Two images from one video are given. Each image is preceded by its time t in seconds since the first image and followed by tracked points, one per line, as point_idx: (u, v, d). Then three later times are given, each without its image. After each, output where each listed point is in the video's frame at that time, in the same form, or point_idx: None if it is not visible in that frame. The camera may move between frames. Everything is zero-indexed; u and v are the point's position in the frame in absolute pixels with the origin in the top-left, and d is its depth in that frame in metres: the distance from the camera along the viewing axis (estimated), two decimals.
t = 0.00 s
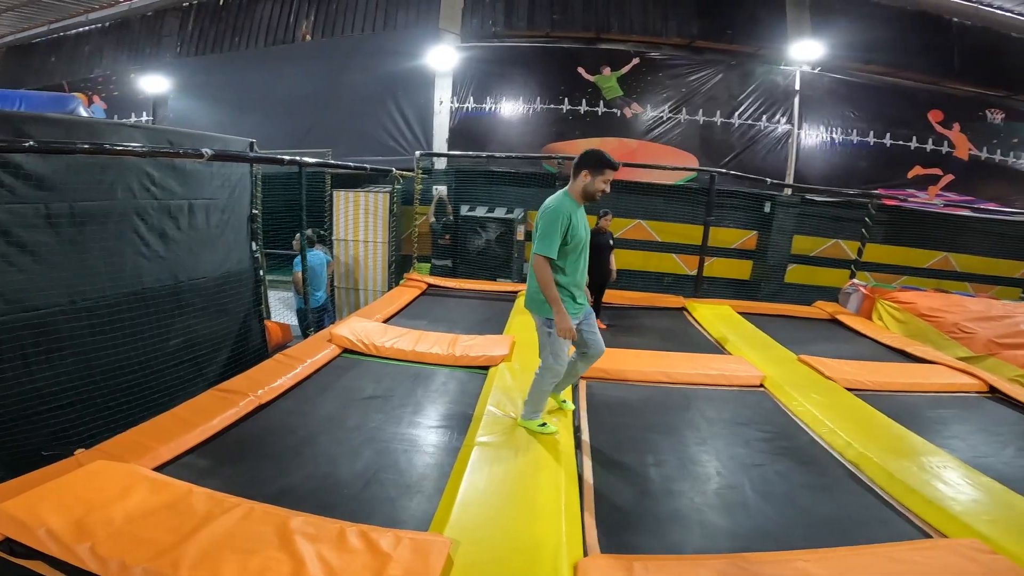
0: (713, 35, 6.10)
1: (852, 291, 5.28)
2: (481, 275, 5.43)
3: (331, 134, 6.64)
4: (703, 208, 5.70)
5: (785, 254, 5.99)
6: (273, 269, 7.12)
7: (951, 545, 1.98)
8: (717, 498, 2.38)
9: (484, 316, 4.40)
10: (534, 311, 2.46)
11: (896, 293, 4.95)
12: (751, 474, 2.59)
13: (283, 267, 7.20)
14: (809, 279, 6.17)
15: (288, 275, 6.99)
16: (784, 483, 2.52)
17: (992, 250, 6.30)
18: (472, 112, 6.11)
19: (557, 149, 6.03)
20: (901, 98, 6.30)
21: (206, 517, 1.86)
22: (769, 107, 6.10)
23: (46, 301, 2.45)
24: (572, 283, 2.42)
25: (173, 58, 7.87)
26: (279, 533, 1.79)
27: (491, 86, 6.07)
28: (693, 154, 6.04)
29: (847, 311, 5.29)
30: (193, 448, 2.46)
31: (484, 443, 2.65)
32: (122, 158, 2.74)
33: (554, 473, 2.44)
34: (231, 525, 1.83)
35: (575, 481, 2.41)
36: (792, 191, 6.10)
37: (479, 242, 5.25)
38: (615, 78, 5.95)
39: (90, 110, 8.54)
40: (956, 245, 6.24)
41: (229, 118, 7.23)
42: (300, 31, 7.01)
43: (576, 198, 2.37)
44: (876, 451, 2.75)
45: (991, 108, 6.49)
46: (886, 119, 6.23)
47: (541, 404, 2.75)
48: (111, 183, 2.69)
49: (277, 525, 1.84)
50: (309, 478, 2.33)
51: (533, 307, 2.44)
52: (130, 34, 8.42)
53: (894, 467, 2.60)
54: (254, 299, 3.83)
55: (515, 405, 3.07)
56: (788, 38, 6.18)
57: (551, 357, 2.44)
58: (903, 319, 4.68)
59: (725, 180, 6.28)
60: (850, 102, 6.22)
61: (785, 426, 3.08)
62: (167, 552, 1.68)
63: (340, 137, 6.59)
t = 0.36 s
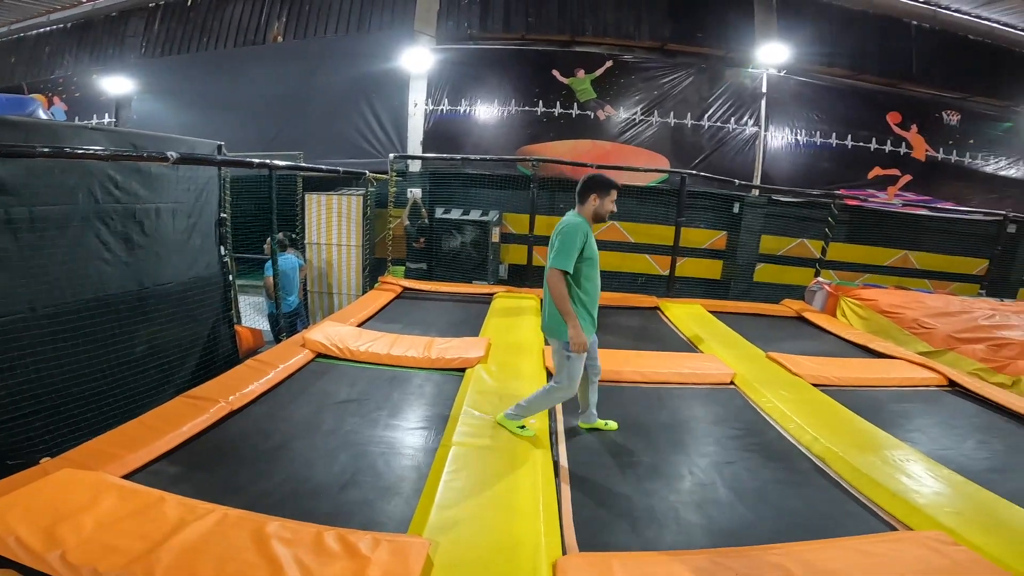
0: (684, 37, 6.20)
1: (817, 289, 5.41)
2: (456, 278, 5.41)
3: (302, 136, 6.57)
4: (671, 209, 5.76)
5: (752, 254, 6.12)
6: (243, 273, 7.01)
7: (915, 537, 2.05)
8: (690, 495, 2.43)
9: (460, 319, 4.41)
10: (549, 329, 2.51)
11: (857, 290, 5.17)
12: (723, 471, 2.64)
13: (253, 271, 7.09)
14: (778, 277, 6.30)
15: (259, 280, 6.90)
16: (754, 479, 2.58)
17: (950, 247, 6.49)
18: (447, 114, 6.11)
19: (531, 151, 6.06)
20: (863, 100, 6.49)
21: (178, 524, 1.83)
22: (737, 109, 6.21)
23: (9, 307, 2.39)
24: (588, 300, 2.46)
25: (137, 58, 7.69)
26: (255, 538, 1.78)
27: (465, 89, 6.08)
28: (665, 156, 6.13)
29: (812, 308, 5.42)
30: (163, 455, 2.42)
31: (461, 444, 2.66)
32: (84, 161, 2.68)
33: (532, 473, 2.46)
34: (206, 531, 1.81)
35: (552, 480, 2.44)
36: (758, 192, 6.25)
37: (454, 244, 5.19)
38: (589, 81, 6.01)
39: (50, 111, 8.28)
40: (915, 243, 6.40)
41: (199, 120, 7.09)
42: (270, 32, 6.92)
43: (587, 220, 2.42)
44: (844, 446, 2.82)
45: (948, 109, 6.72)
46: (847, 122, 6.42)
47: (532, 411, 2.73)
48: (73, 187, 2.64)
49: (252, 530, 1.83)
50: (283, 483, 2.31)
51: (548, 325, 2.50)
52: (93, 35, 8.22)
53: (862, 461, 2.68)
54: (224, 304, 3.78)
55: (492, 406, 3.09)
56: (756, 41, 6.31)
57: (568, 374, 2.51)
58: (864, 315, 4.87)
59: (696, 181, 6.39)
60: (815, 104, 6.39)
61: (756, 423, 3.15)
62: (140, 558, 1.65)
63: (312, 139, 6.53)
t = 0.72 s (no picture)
0: (652, 39, 6.28)
1: (780, 285, 5.56)
2: (426, 280, 5.33)
3: (268, 138, 6.46)
4: (643, 208, 5.96)
5: (719, 252, 6.26)
6: (207, 278, 6.85)
7: (879, 527, 2.11)
8: (662, 493, 2.46)
9: (432, 321, 4.40)
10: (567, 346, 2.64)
11: (817, 286, 5.36)
12: (694, 469, 2.68)
13: (218, 276, 6.94)
14: (743, 275, 6.51)
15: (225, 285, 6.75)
16: (724, 475, 2.62)
17: (902, 244, 6.82)
18: (417, 115, 6.08)
19: (502, 152, 6.08)
20: (818, 101, 6.71)
21: (144, 533, 1.78)
22: (702, 110, 6.35)
23: None
24: (604, 318, 2.47)
25: (93, 59, 7.45)
26: (226, 546, 1.74)
27: (436, 90, 6.07)
28: (633, 156, 6.21)
29: (776, 304, 5.57)
30: (126, 463, 2.35)
31: (435, 447, 2.64)
32: (35, 163, 2.58)
33: (506, 473, 2.46)
34: (175, 538, 1.76)
35: (526, 478, 2.45)
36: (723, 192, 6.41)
37: (425, 244, 5.15)
38: (559, 82, 6.05)
39: None
40: (871, 240, 6.70)
41: (159, 120, 6.88)
42: (234, 32, 6.79)
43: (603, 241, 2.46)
44: (810, 439, 2.90)
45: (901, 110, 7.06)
46: (805, 122, 6.66)
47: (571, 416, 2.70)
48: (25, 189, 2.54)
49: (222, 537, 1.79)
50: (254, 489, 2.27)
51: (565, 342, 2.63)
52: (47, 35, 7.93)
53: (828, 454, 2.75)
54: (185, 308, 3.69)
55: (466, 408, 3.08)
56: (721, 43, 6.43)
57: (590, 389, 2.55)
58: (825, 311, 5.02)
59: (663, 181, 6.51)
60: (776, 105, 6.59)
61: (726, 420, 3.21)
62: (106, 567, 1.60)
63: (277, 141, 6.43)
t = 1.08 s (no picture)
0: (620, 42, 6.37)
1: (742, 283, 5.75)
2: (396, 282, 5.37)
3: (229, 141, 6.33)
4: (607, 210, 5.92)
5: (684, 251, 6.37)
6: (164, 285, 6.63)
7: (841, 519, 2.16)
8: (631, 490, 2.48)
9: (402, 325, 4.38)
10: (576, 345, 2.45)
11: (776, 284, 5.54)
12: (662, 466, 2.71)
13: (176, 282, 6.74)
14: (707, 274, 6.68)
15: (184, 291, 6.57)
16: (692, 471, 2.66)
17: (856, 242, 7.05)
18: (384, 117, 6.05)
19: (471, 153, 6.10)
20: (778, 104, 7.07)
21: (105, 543, 1.72)
22: (667, 112, 6.52)
23: None
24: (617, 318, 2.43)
25: (43, 59, 7.19)
26: (190, 555, 1.69)
27: (403, 92, 6.06)
28: (599, 157, 6.32)
29: (738, 302, 5.75)
30: (82, 474, 2.27)
31: (405, 451, 2.61)
32: None
33: (477, 474, 2.45)
34: (137, 548, 1.71)
35: (498, 478, 2.45)
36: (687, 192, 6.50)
37: (394, 246, 5.16)
38: (528, 83, 6.14)
39: None
40: (824, 238, 6.91)
41: (118, 121, 6.69)
42: (194, 32, 6.63)
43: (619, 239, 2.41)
44: (774, 434, 2.96)
45: (851, 112, 7.49)
46: (764, 124, 6.95)
47: (603, 436, 2.64)
48: None
49: (187, 546, 1.74)
50: (219, 498, 2.21)
51: (575, 341, 2.43)
52: None
53: (792, 449, 2.81)
54: (141, 315, 3.59)
55: (437, 410, 3.06)
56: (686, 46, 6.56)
57: (599, 389, 2.46)
58: (784, 307, 5.19)
59: (629, 181, 6.66)
60: (737, 107, 6.85)
61: (694, 417, 3.26)
62: None
63: (237, 144, 6.31)
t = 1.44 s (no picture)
0: (586, 44, 6.44)
1: (703, 281, 5.91)
2: (361, 284, 5.35)
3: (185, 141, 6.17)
4: (575, 209, 5.97)
5: (649, 249, 6.47)
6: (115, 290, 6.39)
7: (799, 510, 2.22)
8: (599, 484, 2.49)
9: (368, 327, 4.35)
10: (571, 359, 2.36)
11: (736, 281, 5.69)
12: (627, 461, 2.73)
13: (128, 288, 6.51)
14: (671, 271, 6.75)
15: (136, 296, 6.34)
16: (656, 465, 2.69)
17: (810, 239, 7.29)
18: (347, 117, 5.98)
19: (437, 153, 6.08)
20: (738, 104, 7.26)
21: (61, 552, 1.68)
22: (630, 112, 6.62)
23: None
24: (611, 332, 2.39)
25: None
26: (149, 562, 1.65)
27: (367, 92, 6.01)
28: (565, 157, 6.39)
29: (700, 299, 5.90)
30: (31, 484, 2.18)
31: (372, 453, 2.57)
32: None
33: (446, 474, 2.43)
34: (94, 557, 1.67)
35: (468, 476, 2.44)
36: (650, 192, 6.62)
37: (359, 249, 5.14)
38: (494, 84, 6.15)
39: None
40: (780, 235, 7.11)
41: (70, 119, 6.47)
42: (148, 31, 6.50)
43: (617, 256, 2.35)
44: (737, 428, 3.02)
45: (805, 113, 7.74)
46: (724, 125, 7.14)
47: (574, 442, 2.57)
48: None
49: (147, 554, 1.70)
50: (178, 505, 2.14)
51: (571, 355, 2.34)
52: None
53: (754, 441, 2.87)
54: (90, 321, 3.47)
55: (404, 411, 3.03)
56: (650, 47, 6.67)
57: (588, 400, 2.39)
58: (743, 303, 5.34)
59: (595, 181, 6.74)
60: (698, 108, 7.01)
61: (659, 413, 3.31)
62: None
63: (193, 144, 6.15)
